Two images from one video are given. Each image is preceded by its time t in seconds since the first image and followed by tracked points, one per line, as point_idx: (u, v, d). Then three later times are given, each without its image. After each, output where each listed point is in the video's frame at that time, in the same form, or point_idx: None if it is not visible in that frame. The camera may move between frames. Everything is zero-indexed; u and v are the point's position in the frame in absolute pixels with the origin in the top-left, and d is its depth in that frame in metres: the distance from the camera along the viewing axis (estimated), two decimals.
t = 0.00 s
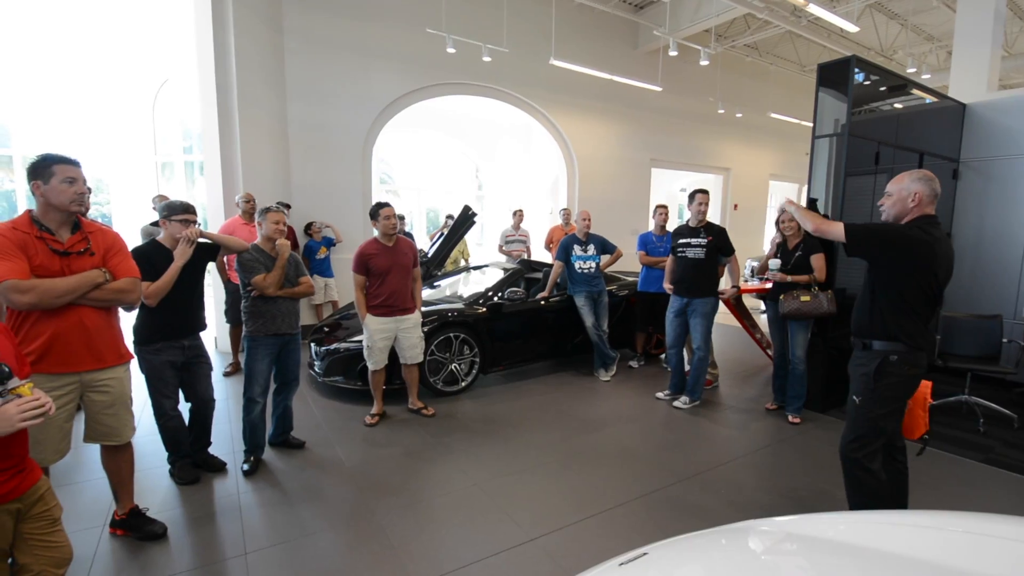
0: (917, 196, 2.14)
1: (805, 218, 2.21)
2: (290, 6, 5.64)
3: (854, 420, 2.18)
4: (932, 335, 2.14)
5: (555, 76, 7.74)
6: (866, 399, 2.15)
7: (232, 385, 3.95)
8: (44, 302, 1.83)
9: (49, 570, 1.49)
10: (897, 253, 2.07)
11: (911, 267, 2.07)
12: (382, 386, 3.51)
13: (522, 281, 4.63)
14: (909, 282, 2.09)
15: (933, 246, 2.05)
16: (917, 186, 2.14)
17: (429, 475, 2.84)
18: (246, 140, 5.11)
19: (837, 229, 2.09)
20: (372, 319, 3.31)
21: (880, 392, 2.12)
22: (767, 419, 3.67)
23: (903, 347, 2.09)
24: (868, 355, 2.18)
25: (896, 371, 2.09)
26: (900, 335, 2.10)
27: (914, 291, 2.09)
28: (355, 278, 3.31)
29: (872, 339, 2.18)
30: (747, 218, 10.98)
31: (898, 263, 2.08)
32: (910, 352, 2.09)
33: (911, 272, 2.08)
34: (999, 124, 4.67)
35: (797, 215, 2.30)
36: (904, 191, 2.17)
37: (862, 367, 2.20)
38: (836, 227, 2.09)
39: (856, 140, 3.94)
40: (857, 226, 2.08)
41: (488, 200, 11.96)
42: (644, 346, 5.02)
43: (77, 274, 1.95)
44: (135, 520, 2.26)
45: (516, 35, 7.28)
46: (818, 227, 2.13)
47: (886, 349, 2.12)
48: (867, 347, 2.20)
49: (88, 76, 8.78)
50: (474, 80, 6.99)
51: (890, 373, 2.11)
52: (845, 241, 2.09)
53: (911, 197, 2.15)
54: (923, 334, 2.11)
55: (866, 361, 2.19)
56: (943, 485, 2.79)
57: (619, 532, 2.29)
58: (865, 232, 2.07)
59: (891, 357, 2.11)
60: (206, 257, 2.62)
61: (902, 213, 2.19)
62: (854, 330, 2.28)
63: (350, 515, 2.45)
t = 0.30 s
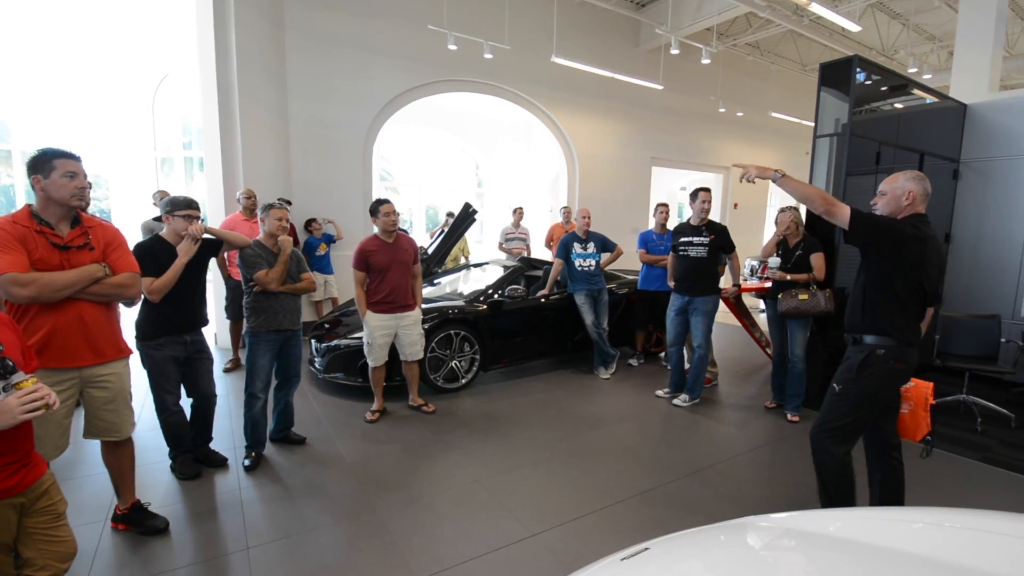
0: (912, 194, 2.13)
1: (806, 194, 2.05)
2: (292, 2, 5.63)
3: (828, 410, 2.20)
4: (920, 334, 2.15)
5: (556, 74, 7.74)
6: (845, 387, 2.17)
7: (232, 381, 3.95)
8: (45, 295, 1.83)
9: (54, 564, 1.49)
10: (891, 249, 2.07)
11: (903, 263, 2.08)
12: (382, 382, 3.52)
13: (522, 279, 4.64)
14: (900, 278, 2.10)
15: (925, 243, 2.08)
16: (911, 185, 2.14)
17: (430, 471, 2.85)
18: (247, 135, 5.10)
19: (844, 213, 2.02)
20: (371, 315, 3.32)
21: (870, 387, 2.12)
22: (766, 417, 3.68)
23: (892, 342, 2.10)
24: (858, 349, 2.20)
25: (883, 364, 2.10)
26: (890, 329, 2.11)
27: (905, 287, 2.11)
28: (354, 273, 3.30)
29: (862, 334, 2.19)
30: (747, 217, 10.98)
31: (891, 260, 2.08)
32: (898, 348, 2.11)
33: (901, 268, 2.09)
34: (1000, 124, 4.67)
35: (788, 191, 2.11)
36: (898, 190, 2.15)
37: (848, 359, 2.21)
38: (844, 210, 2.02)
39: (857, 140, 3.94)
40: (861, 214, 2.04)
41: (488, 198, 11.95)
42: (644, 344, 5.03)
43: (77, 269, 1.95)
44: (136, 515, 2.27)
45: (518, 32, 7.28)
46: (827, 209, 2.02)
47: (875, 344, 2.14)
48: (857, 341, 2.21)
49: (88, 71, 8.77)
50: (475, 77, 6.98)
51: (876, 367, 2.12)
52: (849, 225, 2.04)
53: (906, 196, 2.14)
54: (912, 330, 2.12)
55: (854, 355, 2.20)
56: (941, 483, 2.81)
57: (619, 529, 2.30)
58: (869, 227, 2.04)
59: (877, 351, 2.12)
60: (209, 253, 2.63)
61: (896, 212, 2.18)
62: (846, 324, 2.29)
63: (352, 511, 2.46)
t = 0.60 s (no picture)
0: (890, 196, 2.16)
1: (812, 196, 2.00)
2: None
3: (818, 410, 2.22)
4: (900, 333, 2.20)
5: (555, 72, 7.73)
6: (834, 388, 2.18)
7: (231, 378, 3.94)
8: (37, 290, 1.82)
9: (53, 559, 1.48)
10: (881, 250, 2.09)
11: (890, 264, 2.12)
12: (381, 379, 3.52)
13: (521, 277, 4.65)
14: (885, 278, 2.13)
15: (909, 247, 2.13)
16: (888, 186, 2.17)
17: (429, 468, 2.85)
18: (245, 132, 5.08)
19: (845, 216, 2.02)
20: (370, 313, 3.32)
21: (857, 387, 2.14)
22: (763, 415, 3.70)
23: (877, 343, 2.14)
24: (842, 349, 2.21)
25: (868, 364, 2.13)
26: (875, 330, 2.14)
27: (890, 287, 2.14)
28: (352, 271, 3.30)
29: (847, 334, 2.21)
30: (745, 217, 11.02)
31: (879, 260, 2.11)
32: (882, 348, 2.14)
33: (886, 269, 2.13)
34: (996, 125, 4.70)
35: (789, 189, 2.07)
36: (876, 191, 2.17)
37: (834, 360, 2.22)
38: (846, 214, 2.02)
39: (855, 140, 3.96)
40: (863, 215, 2.04)
41: (487, 196, 11.94)
42: (642, 343, 5.04)
43: (68, 264, 1.94)
44: (135, 511, 2.27)
45: (518, 29, 7.27)
46: (831, 212, 2.01)
47: (860, 344, 2.16)
48: (842, 341, 2.23)
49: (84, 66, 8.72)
50: (475, 74, 6.97)
51: (860, 367, 2.14)
52: (849, 228, 2.04)
53: (884, 197, 2.16)
54: (895, 330, 2.17)
55: (839, 355, 2.22)
56: (937, 481, 2.82)
57: (617, 526, 2.31)
58: (866, 228, 2.04)
59: (864, 352, 2.14)
60: (207, 249, 2.62)
61: (876, 213, 2.18)
62: (829, 325, 2.31)
63: (350, 507, 2.46)
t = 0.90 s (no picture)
0: (883, 194, 2.14)
1: (819, 206, 1.98)
2: None
3: (811, 411, 2.23)
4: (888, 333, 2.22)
5: (564, 72, 7.72)
6: (827, 391, 2.19)
7: (242, 375, 3.98)
8: (50, 289, 1.86)
9: (72, 551, 1.51)
10: (874, 252, 2.09)
11: (882, 265, 2.13)
12: (390, 378, 3.54)
13: (530, 276, 4.66)
14: (874, 279, 2.15)
15: (901, 248, 2.14)
16: (882, 185, 2.16)
17: (437, 467, 2.86)
18: (256, 132, 5.13)
19: (847, 230, 2.02)
20: (380, 312, 3.34)
21: (849, 387, 2.15)
22: (771, 416, 3.69)
23: (865, 342, 2.15)
24: (832, 349, 2.22)
25: (857, 365, 2.14)
26: (863, 330, 2.15)
27: (881, 289, 2.15)
28: (363, 271, 3.32)
29: (836, 334, 2.22)
30: (754, 217, 10.96)
31: (872, 262, 2.11)
32: (870, 347, 2.15)
33: (875, 269, 2.14)
34: (1009, 125, 4.65)
35: (804, 187, 2.04)
36: (871, 189, 2.15)
37: (825, 360, 2.23)
38: (848, 227, 2.01)
39: (864, 141, 3.95)
40: (863, 223, 2.04)
41: (495, 195, 11.96)
42: (650, 343, 5.03)
43: (79, 263, 1.97)
44: (149, 507, 2.30)
45: (526, 29, 7.27)
46: (834, 224, 2.01)
47: (849, 343, 2.17)
48: (830, 341, 2.24)
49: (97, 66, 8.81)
50: (484, 74, 6.98)
51: (849, 367, 2.15)
52: (850, 239, 2.04)
53: (878, 195, 2.14)
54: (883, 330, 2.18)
55: (829, 355, 2.23)
56: (947, 483, 2.81)
57: (625, 526, 2.31)
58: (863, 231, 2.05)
59: (852, 351, 2.16)
60: (220, 248, 2.65)
61: (867, 211, 2.17)
62: (817, 325, 2.31)
63: (360, 505, 2.48)
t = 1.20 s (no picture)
0: (900, 187, 2.15)
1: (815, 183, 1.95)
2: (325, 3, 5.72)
3: (840, 417, 2.19)
4: (909, 328, 2.17)
5: (584, 72, 7.69)
6: (852, 395, 2.15)
7: (269, 374, 4.07)
8: (94, 289, 1.93)
9: (110, 543, 1.55)
10: (885, 246, 2.06)
11: (894, 257, 2.08)
12: (413, 378, 3.57)
13: (550, 278, 4.62)
14: (887, 275, 2.11)
15: (911, 237, 2.10)
16: (900, 179, 2.16)
17: (461, 467, 2.88)
18: (283, 136, 5.23)
19: (848, 204, 1.96)
20: (403, 312, 3.38)
21: (872, 389, 2.12)
22: (800, 420, 3.61)
23: (885, 341, 2.11)
24: (851, 350, 2.18)
25: (879, 364, 2.10)
26: (882, 328, 2.11)
27: (895, 280, 2.12)
28: (386, 272, 3.37)
29: (854, 334, 2.17)
30: (779, 217, 10.74)
31: (885, 257, 2.08)
32: (890, 346, 2.12)
33: (888, 261, 2.09)
34: None
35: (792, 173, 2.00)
36: (888, 182, 2.16)
37: (846, 363, 2.19)
38: (849, 201, 1.96)
39: (897, 136, 3.81)
40: (867, 204, 1.98)
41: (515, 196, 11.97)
42: (673, 345, 4.97)
43: (122, 264, 2.03)
44: (182, 501, 2.37)
45: (547, 30, 7.26)
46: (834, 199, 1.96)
47: (869, 344, 2.13)
48: (849, 342, 2.20)
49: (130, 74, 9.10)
50: (504, 75, 6.99)
51: (872, 367, 2.12)
52: (853, 217, 1.98)
53: (895, 188, 2.15)
54: (903, 325, 2.13)
55: (848, 356, 2.19)
56: (987, 492, 2.70)
57: (650, 530, 2.29)
58: (873, 221, 2.00)
59: (873, 352, 2.12)
60: (249, 250, 2.71)
61: (885, 204, 2.18)
62: (834, 325, 2.27)
63: (384, 502, 2.52)
